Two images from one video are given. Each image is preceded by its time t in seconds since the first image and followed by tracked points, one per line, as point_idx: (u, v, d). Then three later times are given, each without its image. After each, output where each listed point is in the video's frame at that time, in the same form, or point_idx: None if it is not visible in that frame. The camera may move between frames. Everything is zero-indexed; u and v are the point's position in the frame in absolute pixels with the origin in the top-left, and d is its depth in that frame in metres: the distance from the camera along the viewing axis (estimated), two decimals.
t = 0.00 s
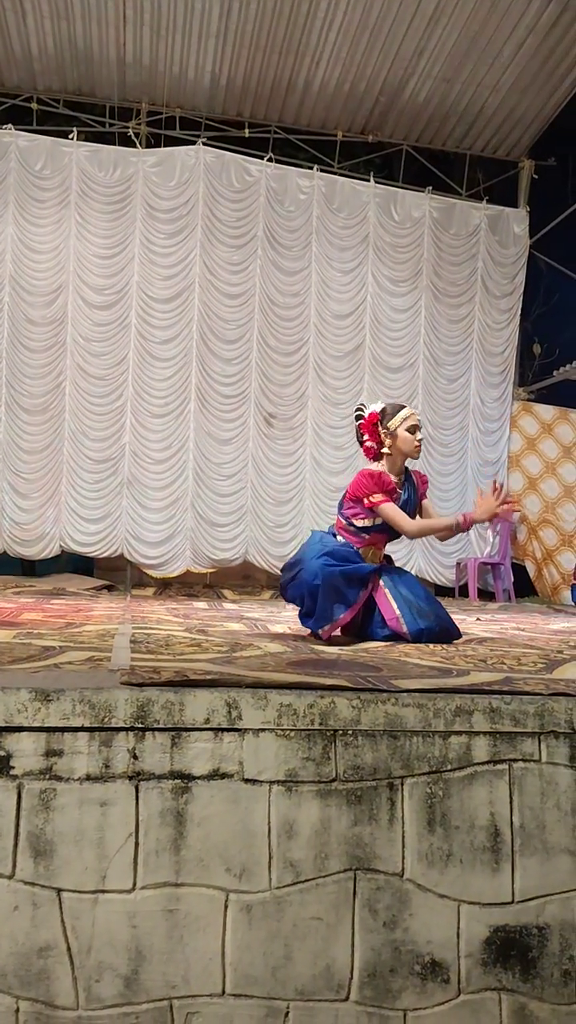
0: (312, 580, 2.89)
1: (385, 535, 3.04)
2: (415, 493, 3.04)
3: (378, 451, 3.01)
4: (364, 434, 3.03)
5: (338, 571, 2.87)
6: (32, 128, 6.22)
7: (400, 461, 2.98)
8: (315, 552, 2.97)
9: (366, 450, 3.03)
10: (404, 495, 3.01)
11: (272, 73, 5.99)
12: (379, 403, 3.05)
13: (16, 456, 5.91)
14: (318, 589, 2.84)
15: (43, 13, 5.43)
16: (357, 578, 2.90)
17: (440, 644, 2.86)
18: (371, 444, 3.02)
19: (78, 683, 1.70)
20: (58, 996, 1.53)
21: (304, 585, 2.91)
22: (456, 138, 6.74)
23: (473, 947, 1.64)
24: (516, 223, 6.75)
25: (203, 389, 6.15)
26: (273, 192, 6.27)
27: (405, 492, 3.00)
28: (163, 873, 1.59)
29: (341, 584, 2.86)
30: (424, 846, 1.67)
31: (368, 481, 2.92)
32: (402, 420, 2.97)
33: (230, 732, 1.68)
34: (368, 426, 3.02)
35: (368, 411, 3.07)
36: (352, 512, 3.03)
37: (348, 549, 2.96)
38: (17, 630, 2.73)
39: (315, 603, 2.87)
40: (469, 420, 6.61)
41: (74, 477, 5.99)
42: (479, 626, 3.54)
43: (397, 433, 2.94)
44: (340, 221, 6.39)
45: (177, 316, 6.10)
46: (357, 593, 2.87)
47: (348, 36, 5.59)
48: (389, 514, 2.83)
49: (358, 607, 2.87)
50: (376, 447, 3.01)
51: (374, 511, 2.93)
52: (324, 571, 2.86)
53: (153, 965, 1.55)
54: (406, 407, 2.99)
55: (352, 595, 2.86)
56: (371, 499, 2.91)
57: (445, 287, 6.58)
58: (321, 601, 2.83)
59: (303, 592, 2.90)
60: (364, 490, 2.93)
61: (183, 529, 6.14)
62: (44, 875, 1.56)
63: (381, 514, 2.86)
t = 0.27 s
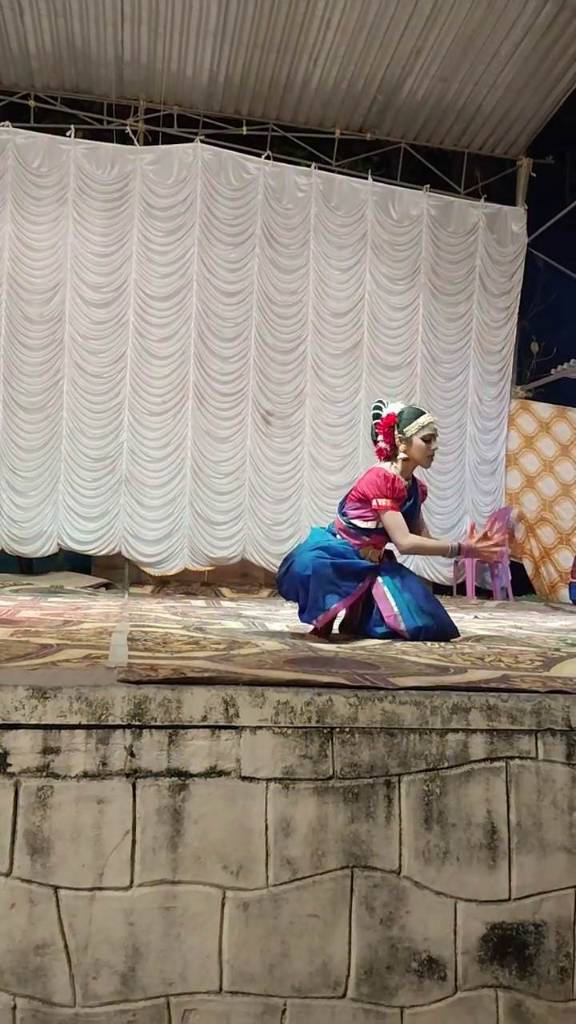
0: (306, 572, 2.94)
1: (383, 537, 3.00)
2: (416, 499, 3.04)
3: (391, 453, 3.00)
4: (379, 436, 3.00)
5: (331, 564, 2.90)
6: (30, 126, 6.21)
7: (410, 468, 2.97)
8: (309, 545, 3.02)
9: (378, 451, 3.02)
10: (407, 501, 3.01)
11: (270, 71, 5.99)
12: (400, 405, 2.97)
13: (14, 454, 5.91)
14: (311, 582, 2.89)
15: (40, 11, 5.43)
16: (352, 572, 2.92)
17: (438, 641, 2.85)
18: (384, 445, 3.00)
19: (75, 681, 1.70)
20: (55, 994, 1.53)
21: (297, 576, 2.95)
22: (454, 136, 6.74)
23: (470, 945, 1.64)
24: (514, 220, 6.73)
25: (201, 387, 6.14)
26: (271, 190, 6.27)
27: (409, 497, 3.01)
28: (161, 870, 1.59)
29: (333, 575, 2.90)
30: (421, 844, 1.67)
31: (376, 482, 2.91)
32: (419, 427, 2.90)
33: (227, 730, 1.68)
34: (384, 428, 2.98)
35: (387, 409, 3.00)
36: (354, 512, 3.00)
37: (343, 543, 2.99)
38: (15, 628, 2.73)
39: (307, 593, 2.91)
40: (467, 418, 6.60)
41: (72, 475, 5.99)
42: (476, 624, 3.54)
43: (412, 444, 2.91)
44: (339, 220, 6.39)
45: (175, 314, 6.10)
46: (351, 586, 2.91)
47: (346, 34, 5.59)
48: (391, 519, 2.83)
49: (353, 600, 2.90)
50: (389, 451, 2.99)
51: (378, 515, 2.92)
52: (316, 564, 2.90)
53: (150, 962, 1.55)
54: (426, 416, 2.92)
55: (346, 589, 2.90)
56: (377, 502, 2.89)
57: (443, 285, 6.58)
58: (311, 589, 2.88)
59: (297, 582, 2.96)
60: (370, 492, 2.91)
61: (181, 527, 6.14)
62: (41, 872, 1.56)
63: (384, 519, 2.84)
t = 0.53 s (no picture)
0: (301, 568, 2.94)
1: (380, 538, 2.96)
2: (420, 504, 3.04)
3: (398, 456, 2.98)
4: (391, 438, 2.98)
5: (327, 561, 2.90)
6: (28, 124, 6.21)
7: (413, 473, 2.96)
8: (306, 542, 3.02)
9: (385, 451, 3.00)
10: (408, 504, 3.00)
11: (269, 68, 5.99)
12: (421, 412, 2.95)
13: (12, 452, 5.91)
14: (307, 576, 2.89)
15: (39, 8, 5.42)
16: (348, 570, 2.93)
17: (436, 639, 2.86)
18: (393, 445, 2.97)
19: (73, 678, 1.70)
20: (54, 991, 1.52)
21: (292, 572, 2.95)
22: (452, 135, 6.74)
23: (469, 941, 1.64)
24: (513, 219, 6.71)
25: (200, 386, 6.14)
26: (270, 188, 6.26)
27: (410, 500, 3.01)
28: (159, 868, 1.59)
29: (329, 571, 2.90)
30: (420, 841, 1.67)
31: (369, 482, 2.94)
32: (430, 439, 2.88)
33: (226, 727, 1.68)
34: (397, 430, 2.96)
35: (406, 412, 2.99)
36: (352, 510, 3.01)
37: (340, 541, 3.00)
38: (13, 625, 2.73)
39: (303, 588, 2.91)
40: (466, 416, 6.60)
41: (70, 473, 5.98)
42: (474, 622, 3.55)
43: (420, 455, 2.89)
44: (337, 218, 6.38)
45: (174, 312, 6.09)
46: (347, 583, 2.92)
47: (345, 31, 5.59)
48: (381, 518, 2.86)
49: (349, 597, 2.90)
50: (397, 453, 2.97)
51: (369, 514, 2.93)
52: (312, 559, 2.90)
53: (148, 959, 1.55)
54: (441, 428, 2.89)
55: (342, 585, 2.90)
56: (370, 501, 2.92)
57: (442, 284, 6.58)
58: (308, 585, 2.88)
59: (293, 578, 2.95)
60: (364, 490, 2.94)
61: (179, 525, 6.14)
62: (40, 870, 1.56)
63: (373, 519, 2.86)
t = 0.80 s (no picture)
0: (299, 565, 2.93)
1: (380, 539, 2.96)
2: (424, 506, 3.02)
3: (402, 457, 2.94)
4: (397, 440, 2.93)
5: (325, 559, 2.90)
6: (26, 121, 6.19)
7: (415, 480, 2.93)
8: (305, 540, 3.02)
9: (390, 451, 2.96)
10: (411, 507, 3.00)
11: (267, 65, 5.98)
12: (429, 415, 2.88)
13: (11, 450, 5.90)
14: (305, 574, 2.89)
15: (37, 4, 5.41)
16: (347, 568, 2.93)
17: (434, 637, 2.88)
18: (397, 447, 2.93)
19: (72, 676, 1.70)
20: (53, 989, 1.52)
21: (291, 569, 2.95)
22: (451, 132, 6.74)
23: (468, 938, 1.64)
24: (512, 216, 6.75)
25: (198, 383, 6.13)
26: (269, 186, 6.26)
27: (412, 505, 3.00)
28: (158, 865, 1.59)
29: (326, 569, 2.90)
30: (419, 838, 1.68)
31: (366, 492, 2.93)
32: (435, 446, 2.83)
33: (225, 724, 1.68)
34: (403, 432, 2.91)
35: (415, 415, 2.92)
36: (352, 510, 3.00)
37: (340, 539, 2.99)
38: (12, 623, 2.72)
39: (301, 585, 2.91)
40: (464, 414, 6.60)
41: (69, 470, 5.98)
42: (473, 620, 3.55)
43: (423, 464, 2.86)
44: (336, 216, 6.38)
45: (172, 310, 6.09)
46: (346, 581, 2.91)
47: (344, 28, 5.58)
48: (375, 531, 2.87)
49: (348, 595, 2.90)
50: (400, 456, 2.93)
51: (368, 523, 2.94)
52: (309, 557, 2.89)
53: (147, 956, 1.55)
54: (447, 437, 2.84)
55: (340, 583, 2.90)
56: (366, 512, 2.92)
57: (441, 281, 6.58)
58: (305, 582, 2.88)
59: (291, 576, 2.95)
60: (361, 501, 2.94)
61: (178, 523, 6.14)
62: (39, 867, 1.56)
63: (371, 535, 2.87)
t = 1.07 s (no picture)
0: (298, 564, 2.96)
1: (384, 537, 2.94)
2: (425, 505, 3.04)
3: (409, 461, 2.93)
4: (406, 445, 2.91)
5: (324, 558, 2.91)
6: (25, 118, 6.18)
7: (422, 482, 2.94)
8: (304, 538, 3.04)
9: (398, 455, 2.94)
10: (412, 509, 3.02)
11: (266, 62, 5.97)
12: (440, 422, 2.84)
13: (9, 448, 5.89)
14: (303, 573, 2.91)
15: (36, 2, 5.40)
16: (345, 565, 2.93)
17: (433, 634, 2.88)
18: (405, 451, 2.92)
19: (71, 673, 1.70)
20: (52, 986, 1.52)
21: (289, 568, 2.98)
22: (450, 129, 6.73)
23: (466, 935, 1.64)
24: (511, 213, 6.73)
25: (197, 381, 6.13)
26: (267, 183, 6.25)
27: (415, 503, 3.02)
28: (157, 863, 1.59)
29: (325, 567, 2.91)
30: (418, 835, 1.68)
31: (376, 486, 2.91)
32: (444, 456, 2.83)
33: (224, 721, 1.68)
34: (412, 439, 2.88)
35: (425, 422, 2.88)
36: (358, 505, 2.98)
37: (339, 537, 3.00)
38: (12, 621, 2.72)
39: (300, 584, 2.93)
40: (463, 412, 6.61)
41: (67, 468, 5.98)
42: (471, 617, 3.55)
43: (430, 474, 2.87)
44: (334, 213, 6.37)
45: (171, 307, 6.08)
46: (344, 579, 2.92)
47: (342, 25, 5.58)
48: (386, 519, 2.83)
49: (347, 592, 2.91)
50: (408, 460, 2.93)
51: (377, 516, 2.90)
52: (307, 556, 2.92)
53: (146, 953, 1.55)
54: (456, 447, 2.82)
55: (339, 581, 2.91)
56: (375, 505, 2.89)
57: (440, 279, 6.57)
58: (304, 580, 2.90)
59: (289, 574, 2.98)
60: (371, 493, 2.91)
61: (176, 520, 6.14)
62: (38, 864, 1.56)
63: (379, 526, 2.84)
